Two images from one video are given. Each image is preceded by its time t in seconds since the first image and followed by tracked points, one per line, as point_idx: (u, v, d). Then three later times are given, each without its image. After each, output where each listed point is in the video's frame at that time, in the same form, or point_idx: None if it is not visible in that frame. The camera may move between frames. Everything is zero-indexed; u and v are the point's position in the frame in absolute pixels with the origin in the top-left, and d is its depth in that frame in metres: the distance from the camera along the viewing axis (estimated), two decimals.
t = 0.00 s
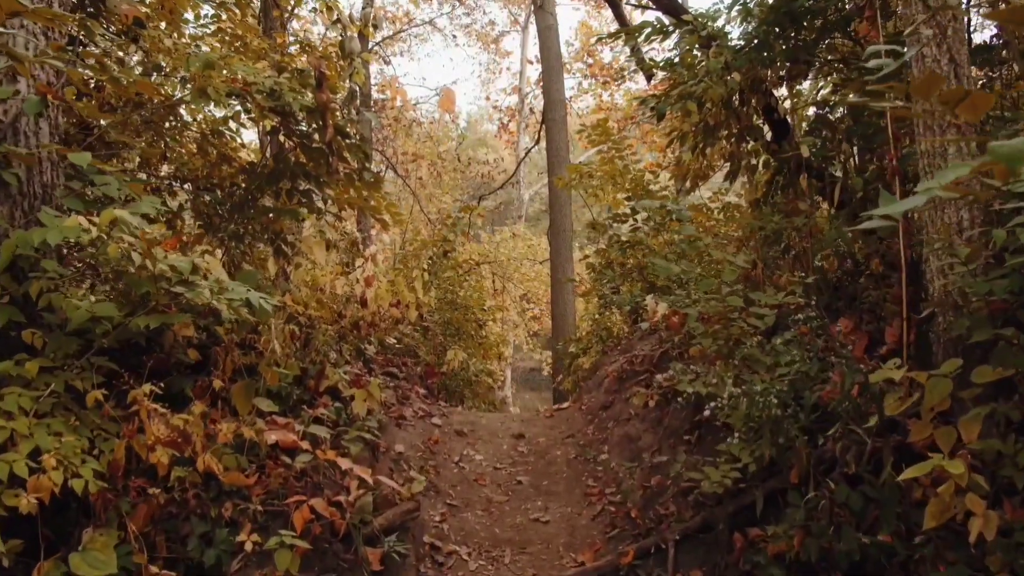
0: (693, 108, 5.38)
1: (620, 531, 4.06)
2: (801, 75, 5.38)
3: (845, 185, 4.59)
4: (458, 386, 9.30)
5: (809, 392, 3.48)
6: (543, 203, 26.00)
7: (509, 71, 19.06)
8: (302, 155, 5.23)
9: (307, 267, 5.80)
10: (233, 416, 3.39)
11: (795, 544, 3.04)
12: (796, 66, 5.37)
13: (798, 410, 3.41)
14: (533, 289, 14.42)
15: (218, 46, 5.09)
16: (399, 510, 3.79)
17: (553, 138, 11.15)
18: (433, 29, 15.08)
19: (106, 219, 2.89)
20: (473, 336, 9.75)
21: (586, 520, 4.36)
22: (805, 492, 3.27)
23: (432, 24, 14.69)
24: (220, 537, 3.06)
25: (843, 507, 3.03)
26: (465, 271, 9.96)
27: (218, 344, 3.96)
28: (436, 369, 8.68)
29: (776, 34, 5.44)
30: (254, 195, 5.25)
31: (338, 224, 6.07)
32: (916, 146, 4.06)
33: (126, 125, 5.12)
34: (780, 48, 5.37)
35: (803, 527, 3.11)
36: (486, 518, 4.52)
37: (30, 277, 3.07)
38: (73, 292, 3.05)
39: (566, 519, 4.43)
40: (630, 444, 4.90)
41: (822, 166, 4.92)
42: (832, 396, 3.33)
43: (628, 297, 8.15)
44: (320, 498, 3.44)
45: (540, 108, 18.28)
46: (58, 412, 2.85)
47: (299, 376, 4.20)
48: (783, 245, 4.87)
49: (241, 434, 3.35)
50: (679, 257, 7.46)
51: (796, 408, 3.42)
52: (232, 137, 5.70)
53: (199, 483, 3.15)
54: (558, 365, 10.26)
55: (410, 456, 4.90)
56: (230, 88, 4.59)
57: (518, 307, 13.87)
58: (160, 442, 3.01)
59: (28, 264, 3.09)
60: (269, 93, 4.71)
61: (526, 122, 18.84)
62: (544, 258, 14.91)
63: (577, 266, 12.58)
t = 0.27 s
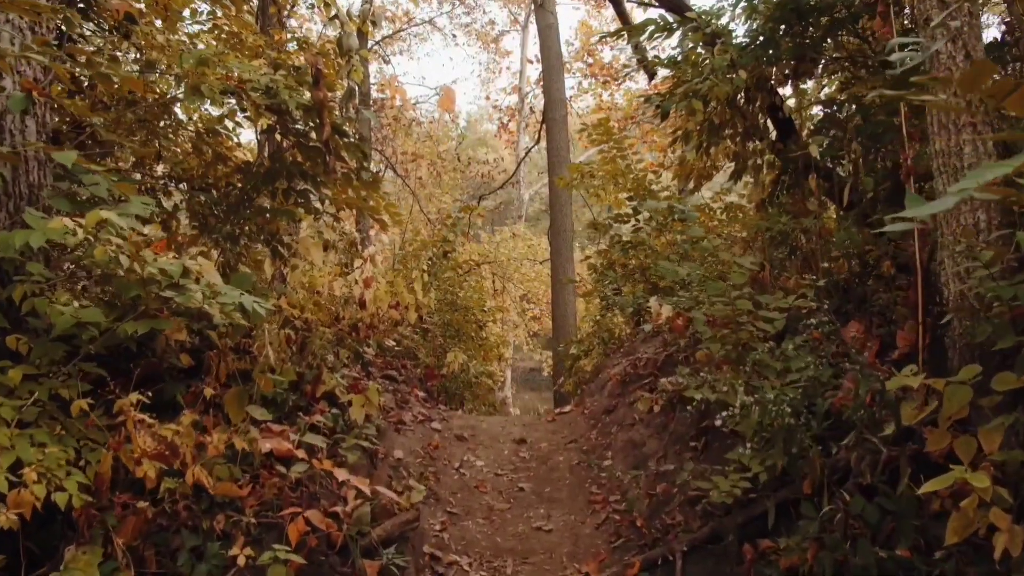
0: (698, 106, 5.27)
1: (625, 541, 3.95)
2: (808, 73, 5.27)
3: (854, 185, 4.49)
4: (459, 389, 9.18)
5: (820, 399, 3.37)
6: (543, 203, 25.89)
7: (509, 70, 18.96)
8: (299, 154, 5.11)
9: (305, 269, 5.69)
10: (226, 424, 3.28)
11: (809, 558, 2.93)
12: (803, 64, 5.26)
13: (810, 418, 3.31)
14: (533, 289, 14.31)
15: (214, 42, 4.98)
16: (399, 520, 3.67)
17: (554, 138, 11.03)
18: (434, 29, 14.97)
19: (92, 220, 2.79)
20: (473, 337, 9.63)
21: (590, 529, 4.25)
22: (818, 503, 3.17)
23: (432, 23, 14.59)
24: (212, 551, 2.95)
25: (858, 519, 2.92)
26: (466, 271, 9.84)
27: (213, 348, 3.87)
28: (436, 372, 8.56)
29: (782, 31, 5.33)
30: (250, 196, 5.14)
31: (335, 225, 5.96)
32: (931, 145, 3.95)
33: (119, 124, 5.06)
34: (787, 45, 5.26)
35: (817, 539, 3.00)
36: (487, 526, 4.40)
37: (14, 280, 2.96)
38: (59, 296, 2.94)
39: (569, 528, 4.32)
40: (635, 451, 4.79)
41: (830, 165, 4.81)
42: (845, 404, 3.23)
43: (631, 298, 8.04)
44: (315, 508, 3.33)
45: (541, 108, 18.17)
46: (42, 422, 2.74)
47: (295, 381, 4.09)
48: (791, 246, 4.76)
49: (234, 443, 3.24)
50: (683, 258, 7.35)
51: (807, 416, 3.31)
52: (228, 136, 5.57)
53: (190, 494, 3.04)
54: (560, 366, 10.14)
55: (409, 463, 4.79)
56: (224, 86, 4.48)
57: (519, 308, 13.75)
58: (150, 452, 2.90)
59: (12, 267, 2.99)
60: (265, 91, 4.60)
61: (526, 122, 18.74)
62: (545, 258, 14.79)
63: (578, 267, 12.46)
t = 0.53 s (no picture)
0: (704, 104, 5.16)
1: (630, 549, 3.86)
2: (814, 70, 5.17)
3: (860, 183, 4.38)
4: (459, 391, 9.07)
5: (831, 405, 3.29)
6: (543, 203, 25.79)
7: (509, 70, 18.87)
8: (296, 153, 5.01)
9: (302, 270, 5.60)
10: (220, 430, 3.19)
11: (821, 570, 2.84)
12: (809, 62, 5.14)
13: (821, 425, 3.21)
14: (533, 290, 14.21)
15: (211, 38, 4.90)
16: (398, 529, 3.56)
17: (554, 137, 10.93)
18: (434, 28, 14.88)
19: (80, 221, 2.69)
20: (473, 339, 9.52)
21: (594, 536, 4.15)
22: (830, 512, 3.07)
23: (432, 22, 14.52)
24: (205, 562, 2.86)
25: (872, 529, 2.83)
26: (466, 272, 9.73)
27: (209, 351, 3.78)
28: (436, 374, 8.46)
29: (788, 28, 5.29)
30: (245, 196, 5.04)
31: (334, 226, 5.86)
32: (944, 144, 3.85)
33: (114, 123, 4.97)
34: (793, 42, 5.17)
35: (829, 550, 2.91)
36: (488, 533, 4.31)
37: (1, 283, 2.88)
38: (47, 300, 2.86)
39: (573, 535, 4.22)
40: (638, 456, 4.70)
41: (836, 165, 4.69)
42: (857, 409, 3.14)
43: (633, 299, 7.95)
44: (312, 518, 3.23)
45: (541, 108, 18.08)
46: (28, 430, 2.65)
47: (291, 386, 4.00)
48: (798, 247, 4.67)
49: (229, 450, 3.15)
50: (686, 259, 7.25)
51: (819, 422, 3.22)
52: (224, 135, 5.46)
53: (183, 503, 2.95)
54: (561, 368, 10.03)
55: (409, 468, 4.76)
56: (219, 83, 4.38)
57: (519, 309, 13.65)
58: (137, 461, 2.81)
59: None
60: (261, 89, 4.49)
61: (526, 122, 18.65)
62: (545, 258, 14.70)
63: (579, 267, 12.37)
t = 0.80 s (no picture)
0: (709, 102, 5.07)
1: (635, 557, 3.77)
2: (821, 67, 5.06)
3: (870, 183, 4.29)
4: (460, 392, 8.96)
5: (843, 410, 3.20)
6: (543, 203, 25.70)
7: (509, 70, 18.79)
8: (293, 152, 4.90)
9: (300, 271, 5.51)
10: (214, 436, 3.10)
11: None
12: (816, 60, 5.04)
13: (833, 430, 3.12)
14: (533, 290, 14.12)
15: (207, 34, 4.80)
16: (397, 537, 3.48)
17: (555, 136, 10.83)
18: (433, 27, 14.78)
19: (68, 220, 2.61)
20: (473, 340, 9.42)
21: (597, 543, 4.06)
22: (843, 521, 2.98)
23: (432, 22, 14.43)
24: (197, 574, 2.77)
25: (887, 539, 2.74)
26: (466, 272, 9.64)
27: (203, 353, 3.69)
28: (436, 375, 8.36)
29: (794, 25, 5.21)
30: (242, 195, 4.95)
31: (332, 226, 5.77)
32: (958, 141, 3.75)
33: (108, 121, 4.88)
34: (800, 39, 5.07)
35: (842, 561, 2.82)
36: (489, 540, 4.22)
37: None
38: (36, 302, 2.77)
39: (576, 541, 4.13)
40: (643, 460, 4.61)
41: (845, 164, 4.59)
42: (871, 414, 3.05)
43: (635, 299, 7.85)
44: (309, 526, 3.14)
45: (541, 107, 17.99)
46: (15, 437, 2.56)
47: (288, 390, 3.91)
48: (805, 248, 4.58)
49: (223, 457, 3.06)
50: (689, 259, 7.15)
51: (831, 428, 3.13)
52: (221, 133, 5.36)
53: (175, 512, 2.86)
54: (562, 369, 9.93)
55: (409, 472, 4.68)
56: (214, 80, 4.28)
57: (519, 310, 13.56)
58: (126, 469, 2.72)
59: None
60: (257, 86, 4.39)
61: (526, 122, 18.57)
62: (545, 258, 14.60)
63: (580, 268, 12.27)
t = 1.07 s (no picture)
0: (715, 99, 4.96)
1: (641, 567, 3.65)
2: (828, 63, 4.95)
3: (882, 181, 4.18)
4: (460, 395, 8.83)
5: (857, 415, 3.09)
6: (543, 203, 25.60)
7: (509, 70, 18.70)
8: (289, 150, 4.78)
9: (296, 272, 5.40)
10: (205, 443, 2.99)
11: None
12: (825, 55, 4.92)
13: (847, 437, 3.01)
14: (534, 291, 14.01)
15: (201, 28, 4.68)
16: (396, 546, 3.37)
17: (556, 136, 10.72)
18: (433, 27, 14.69)
19: (50, 219, 2.50)
20: (473, 341, 9.31)
21: (601, 551, 3.95)
22: (858, 531, 2.87)
23: (432, 22, 14.36)
24: None
25: (905, 551, 2.63)
26: (466, 272, 9.53)
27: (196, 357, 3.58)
28: (436, 377, 8.24)
29: (801, 20, 5.06)
30: (237, 194, 4.84)
31: (330, 226, 5.66)
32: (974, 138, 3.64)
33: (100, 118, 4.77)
34: (807, 34, 4.96)
35: (858, 573, 2.71)
36: (490, 547, 4.11)
37: None
38: (17, 304, 2.66)
39: (579, 549, 4.02)
40: (648, 466, 4.50)
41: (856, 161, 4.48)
42: (887, 420, 2.94)
43: (637, 300, 7.75)
44: (303, 536, 3.03)
45: (541, 107, 17.89)
46: None
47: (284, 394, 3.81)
48: (813, 247, 4.47)
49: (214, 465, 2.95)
50: (691, 259, 7.15)
51: (845, 435, 3.02)
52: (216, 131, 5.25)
53: (163, 523, 2.75)
54: (563, 371, 9.81)
55: (408, 478, 4.62)
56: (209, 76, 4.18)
57: (520, 311, 13.45)
58: (110, 480, 2.61)
59: None
60: (253, 83, 4.28)
61: (526, 122, 18.48)
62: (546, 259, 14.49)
63: (581, 268, 12.16)
